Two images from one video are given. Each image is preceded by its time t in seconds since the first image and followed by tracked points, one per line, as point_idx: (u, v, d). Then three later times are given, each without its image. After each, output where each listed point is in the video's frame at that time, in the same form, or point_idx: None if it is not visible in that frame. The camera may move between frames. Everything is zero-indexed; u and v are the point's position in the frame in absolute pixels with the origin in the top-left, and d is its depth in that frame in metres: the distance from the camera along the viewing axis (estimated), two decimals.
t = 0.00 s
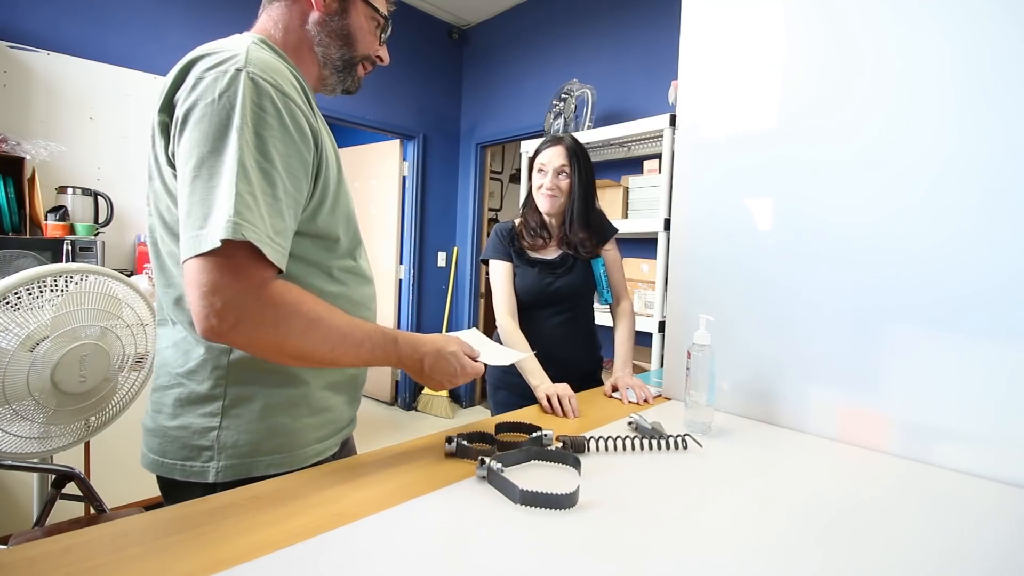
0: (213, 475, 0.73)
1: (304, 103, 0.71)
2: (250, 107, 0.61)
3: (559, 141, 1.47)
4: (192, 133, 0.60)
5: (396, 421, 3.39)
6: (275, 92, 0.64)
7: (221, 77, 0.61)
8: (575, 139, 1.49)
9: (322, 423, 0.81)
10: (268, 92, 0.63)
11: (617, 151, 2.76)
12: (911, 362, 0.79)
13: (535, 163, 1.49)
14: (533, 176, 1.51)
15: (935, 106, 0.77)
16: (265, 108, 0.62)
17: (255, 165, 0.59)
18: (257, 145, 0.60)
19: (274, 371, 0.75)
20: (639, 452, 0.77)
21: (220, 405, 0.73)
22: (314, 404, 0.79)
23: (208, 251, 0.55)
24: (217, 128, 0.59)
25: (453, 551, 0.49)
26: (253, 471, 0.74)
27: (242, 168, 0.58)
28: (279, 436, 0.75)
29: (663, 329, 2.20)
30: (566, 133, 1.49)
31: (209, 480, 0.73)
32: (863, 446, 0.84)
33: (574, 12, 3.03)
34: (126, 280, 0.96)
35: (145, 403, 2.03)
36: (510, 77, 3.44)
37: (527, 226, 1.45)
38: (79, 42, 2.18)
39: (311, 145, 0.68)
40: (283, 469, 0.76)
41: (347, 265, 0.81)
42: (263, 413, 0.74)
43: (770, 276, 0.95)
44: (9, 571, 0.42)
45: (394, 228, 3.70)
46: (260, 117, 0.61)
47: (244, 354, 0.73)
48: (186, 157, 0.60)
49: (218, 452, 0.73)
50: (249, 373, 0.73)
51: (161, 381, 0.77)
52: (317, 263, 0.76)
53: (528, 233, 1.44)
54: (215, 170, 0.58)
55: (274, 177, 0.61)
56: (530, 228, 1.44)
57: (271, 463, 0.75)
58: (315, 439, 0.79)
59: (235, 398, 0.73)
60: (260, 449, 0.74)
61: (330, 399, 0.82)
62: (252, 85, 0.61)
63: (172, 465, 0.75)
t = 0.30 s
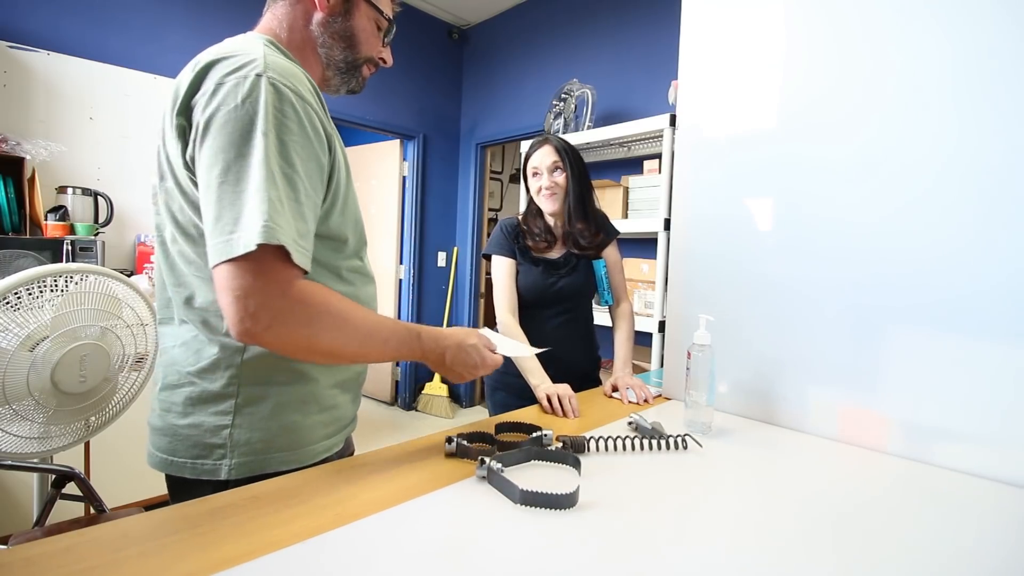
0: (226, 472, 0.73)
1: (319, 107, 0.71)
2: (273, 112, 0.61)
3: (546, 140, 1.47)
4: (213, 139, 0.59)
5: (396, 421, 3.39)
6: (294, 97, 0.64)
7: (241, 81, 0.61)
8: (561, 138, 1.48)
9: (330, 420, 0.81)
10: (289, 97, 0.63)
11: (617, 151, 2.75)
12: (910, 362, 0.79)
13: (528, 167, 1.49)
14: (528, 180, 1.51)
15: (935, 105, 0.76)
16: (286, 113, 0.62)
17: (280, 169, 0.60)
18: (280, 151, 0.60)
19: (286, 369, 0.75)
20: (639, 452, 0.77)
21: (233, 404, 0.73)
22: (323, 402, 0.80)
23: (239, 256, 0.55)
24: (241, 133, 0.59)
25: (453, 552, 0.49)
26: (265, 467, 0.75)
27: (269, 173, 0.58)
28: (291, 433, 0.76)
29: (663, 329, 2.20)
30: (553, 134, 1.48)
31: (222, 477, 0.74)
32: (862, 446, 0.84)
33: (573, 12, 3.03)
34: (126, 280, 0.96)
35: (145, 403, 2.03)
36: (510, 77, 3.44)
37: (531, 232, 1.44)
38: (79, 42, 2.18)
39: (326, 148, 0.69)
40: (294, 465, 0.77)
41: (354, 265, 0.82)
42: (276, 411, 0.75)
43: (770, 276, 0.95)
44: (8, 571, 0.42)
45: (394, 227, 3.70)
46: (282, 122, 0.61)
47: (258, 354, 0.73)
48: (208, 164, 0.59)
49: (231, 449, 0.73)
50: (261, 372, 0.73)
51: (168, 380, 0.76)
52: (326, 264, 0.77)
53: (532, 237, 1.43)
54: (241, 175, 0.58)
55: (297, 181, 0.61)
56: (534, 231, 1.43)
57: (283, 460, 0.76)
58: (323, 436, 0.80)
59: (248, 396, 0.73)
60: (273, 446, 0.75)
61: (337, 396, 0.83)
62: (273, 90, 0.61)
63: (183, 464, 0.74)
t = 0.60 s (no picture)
0: (251, 467, 0.74)
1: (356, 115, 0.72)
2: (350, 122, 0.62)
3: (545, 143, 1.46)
4: (288, 150, 0.57)
5: (396, 421, 3.39)
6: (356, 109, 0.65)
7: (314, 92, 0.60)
8: (560, 138, 1.47)
9: (344, 414, 0.83)
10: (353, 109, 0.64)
11: (617, 151, 2.75)
12: (910, 362, 0.79)
13: (527, 169, 1.47)
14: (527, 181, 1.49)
15: (938, 104, 0.76)
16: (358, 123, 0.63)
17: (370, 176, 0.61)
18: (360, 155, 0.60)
19: (310, 365, 0.76)
20: (639, 452, 0.77)
21: (259, 401, 0.73)
22: (340, 396, 0.81)
23: (373, 254, 0.57)
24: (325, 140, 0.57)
25: (452, 552, 0.49)
26: (288, 461, 0.76)
27: (369, 180, 0.59)
28: (312, 427, 0.78)
29: (663, 329, 2.20)
30: (551, 134, 1.47)
31: (247, 472, 0.74)
32: (863, 447, 0.84)
33: (574, 12, 3.03)
34: (126, 280, 0.96)
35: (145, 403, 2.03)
36: (510, 77, 3.44)
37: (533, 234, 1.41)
38: (79, 42, 2.18)
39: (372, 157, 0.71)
40: (315, 457, 0.79)
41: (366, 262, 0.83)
42: (298, 406, 0.76)
43: (770, 276, 0.95)
44: (8, 571, 0.42)
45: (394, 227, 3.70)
46: (354, 129, 0.61)
47: (285, 352, 0.73)
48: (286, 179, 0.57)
49: (257, 445, 0.74)
50: (289, 368, 0.74)
51: (186, 379, 0.74)
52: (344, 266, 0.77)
53: (534, 237, 1.41)
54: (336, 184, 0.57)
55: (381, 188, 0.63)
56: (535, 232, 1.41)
57: (303, 453, 0.77)
58: (339, 429, 0.82)
59: (275, 393, 0.74)
60: (295, 441, 0.76)
61: (351, 391, 0.84)
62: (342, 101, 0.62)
63: (204, 461, 0.74)
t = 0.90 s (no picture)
0: (273, 463, 0.75)
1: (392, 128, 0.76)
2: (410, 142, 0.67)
3: (559, 144, 1.43)
4: (357, 162, 0.61)
5: (395, 421, 3.39)
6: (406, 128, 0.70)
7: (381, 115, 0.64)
8: (575, 139, 1.44)
9: (353, 409, 0.84)
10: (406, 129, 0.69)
11: (617, 151, 2.75)
12: (911, 362, 0.79)
13: (537, 167, 1.45)
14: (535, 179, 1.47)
15: (937, 104, 0.76)
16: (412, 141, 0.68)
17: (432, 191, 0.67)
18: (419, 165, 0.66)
19: (328, 363, 0.77)
20: (639, 452, 0.77)
21: (281, 399, 0.74)
22: (351, 392, 0.83)
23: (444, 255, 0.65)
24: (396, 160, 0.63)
25: (451, 552, 0.49)
26: (307, 455, 0.78)
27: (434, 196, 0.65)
28: (331, 420, 0.80)
29: (663, 329, 2.20)
30: (566, 135, 1.44)
31: (269, 468, 0.75)
32: (862, 446, 0.84)
33: (574, 12, 3.03)
34: (126, 280, 0.96)
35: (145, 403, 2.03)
36: (510, 77, 3.44)
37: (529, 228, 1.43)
38: (79, 42, 2.18)
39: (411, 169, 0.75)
40: (329, 450, 0.80)
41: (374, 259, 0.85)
42: (319, 402, 0.77)
43: (770, 276, 0.95)
44: (8, 571, 0.42)
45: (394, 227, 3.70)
46: (410, 142, 0.66)
47: (309, 350, 0.74)
48: (361, 194, 0.61)
49: (278, 441, 0.75)
50: (311, 366, 0.75)
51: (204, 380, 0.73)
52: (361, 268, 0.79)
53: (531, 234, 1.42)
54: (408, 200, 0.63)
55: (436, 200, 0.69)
56: (535, 229, 1.42)
57: (322, 446, 0.79)
58: (350, 423, 0.84)
59: (298, 390, 0.75)
60: (314, 435, 0.78)
61: (358, 387, 0.85)
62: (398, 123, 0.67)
63: (223, 459, 0.74)
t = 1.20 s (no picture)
0: (268, 463, 0.75)
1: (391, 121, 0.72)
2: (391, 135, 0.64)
3: (559, 145, 1.42)
4: (328, 144, 0.59)
5: (395, 421, 3.39)
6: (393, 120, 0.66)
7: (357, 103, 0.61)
8: (574, 140, 1.44)
9: (353, 411, 0.84)
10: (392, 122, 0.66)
11: (617, 151, 2.75)
12: (910, 362, 0.79)
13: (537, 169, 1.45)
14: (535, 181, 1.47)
15: (938, 104, 0.76)
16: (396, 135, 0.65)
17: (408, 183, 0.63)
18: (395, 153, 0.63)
19: (324, 362, 0.77)
20: (639, 452, 0.77)
21: (276, 398, 0.74)
22: (350, 393, 0.83)
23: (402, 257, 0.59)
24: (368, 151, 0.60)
25: (451, 551, 0.49)
26: (301, 457, 0.78)
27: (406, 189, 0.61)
28: (328, 423, 0.79)
29: (663, 329, 2.20)
30: (565, 136, 1.44)
31: (264, 468, 0.75)
32: (863, 447, 0.84)
33: (574, 12, 3.03)
34: (126, 280, 0.96)
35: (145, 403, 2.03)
36: (510, 77, 3.44)
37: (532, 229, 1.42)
38: (79, 42, 2.18)
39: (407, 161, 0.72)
40: (324, 452, 0.80)
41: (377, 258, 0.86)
42: (315, 403, 0.77)
43: (770, 277, 0.95)
44: (8, 571, 0.42)
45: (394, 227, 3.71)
46: (391, 132, 0.64)
47: (305, 349, 0.74)
48: (330, 186, 0.59)
49: (274, 441, 0.75)
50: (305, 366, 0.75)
51: (203, 377, 0.74)
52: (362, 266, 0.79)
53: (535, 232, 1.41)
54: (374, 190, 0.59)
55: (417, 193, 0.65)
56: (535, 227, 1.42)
57: (317, 449, 0.79)
58: (349, 425, 0.84)
59: (291, 390, 0.74)
60: (308, 437, 0.78)
61: (359, 388, 0.85)
62: (385, 117, 0.64)
63: (221, 457, 0.75)
